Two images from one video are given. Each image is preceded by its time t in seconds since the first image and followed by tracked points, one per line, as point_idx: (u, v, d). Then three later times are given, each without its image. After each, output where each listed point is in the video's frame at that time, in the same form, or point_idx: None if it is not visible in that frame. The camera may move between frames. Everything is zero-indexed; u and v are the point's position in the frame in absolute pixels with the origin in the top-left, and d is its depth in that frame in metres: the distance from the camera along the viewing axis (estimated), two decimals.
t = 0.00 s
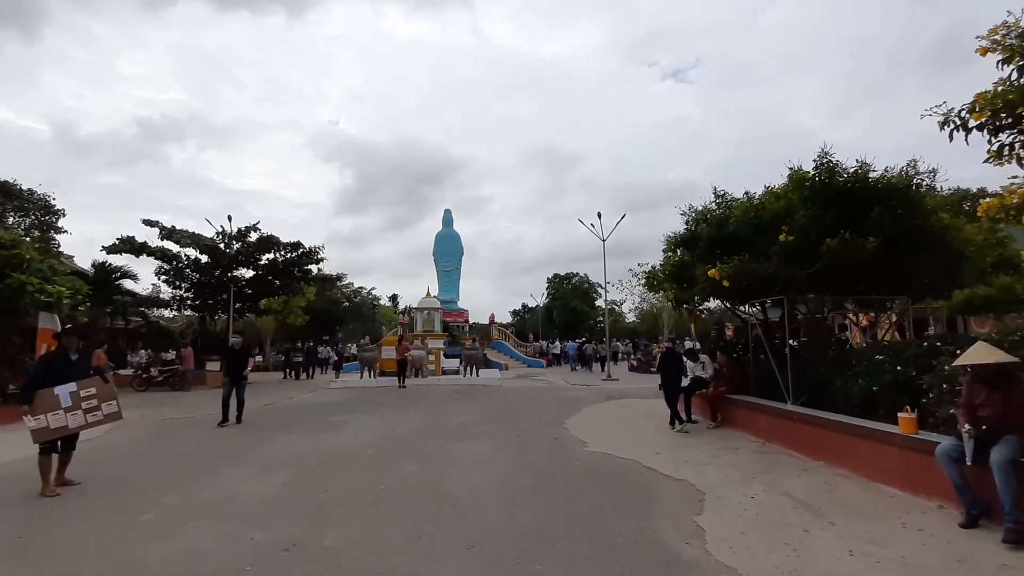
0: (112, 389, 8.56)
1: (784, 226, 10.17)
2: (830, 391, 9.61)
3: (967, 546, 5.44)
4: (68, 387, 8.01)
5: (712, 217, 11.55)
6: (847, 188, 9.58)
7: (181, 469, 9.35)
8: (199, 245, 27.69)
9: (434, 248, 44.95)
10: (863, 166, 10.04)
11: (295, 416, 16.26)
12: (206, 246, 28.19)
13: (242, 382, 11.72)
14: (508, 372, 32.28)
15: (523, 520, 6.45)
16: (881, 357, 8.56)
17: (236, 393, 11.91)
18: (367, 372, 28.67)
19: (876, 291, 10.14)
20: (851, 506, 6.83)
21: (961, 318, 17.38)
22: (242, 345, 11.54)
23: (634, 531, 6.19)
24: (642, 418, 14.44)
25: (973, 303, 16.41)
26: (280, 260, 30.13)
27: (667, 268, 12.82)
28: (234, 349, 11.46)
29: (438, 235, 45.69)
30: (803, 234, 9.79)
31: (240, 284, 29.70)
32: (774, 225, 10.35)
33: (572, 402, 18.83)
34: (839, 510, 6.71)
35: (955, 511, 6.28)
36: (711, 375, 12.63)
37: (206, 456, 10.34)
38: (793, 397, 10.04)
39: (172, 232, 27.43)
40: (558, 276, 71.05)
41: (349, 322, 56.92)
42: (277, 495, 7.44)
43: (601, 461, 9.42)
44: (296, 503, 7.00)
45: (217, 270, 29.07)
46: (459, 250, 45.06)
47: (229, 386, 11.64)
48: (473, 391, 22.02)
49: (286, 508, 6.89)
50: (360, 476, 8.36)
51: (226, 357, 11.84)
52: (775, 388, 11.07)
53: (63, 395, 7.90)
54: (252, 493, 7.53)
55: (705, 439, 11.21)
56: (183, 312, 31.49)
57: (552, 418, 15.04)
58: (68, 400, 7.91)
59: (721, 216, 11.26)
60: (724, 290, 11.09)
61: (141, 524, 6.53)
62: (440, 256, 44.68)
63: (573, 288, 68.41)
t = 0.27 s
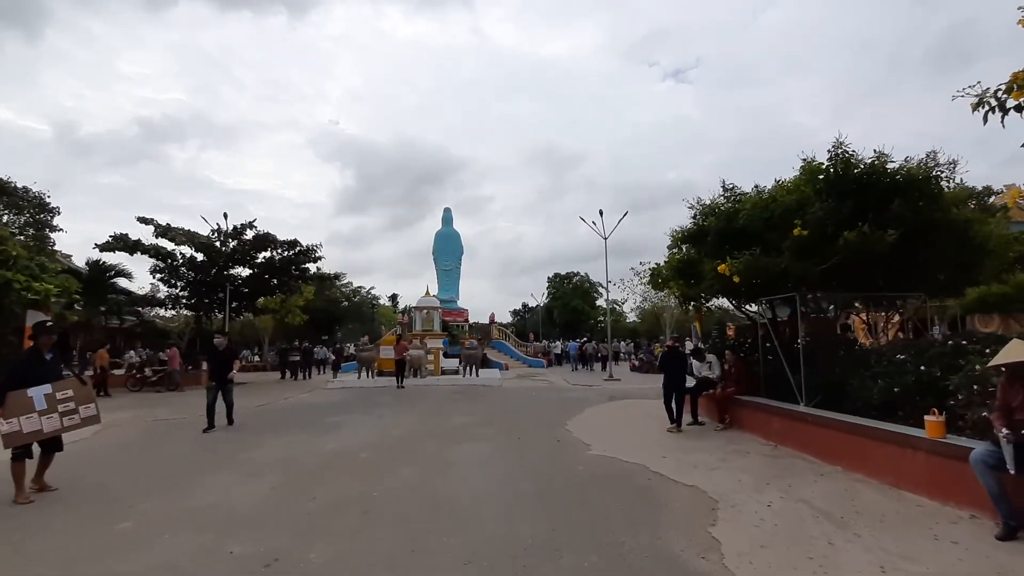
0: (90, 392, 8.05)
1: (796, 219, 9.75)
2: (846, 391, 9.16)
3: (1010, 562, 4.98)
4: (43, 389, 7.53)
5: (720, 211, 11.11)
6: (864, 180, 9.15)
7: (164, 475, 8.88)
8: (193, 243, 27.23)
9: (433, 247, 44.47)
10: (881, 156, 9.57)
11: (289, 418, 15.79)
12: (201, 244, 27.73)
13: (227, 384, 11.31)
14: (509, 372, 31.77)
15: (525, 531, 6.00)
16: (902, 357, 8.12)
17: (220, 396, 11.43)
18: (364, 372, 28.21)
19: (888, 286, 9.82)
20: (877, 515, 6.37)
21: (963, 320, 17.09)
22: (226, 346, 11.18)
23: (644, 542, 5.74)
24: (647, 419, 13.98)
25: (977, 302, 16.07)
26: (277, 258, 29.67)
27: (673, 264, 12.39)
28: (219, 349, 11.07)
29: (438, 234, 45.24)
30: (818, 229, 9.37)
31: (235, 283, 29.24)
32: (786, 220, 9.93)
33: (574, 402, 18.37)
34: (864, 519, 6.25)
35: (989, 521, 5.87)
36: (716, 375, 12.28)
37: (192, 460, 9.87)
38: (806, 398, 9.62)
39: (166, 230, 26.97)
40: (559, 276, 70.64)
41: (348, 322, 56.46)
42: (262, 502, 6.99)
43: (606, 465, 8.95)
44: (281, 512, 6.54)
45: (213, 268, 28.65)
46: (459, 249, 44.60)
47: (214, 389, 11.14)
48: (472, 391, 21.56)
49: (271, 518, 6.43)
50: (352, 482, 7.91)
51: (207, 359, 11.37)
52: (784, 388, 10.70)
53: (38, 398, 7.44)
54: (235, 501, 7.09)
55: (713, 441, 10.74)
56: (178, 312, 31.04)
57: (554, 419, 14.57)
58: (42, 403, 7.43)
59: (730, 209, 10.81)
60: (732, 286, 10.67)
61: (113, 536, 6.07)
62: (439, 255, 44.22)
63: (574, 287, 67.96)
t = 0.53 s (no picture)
0: (60, 397, 7.66)
1: (809, 213, 9.30)
2: (862, 395, 8.70)
3: None
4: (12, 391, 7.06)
5: (729, 205, 10.66)
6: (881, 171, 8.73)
7: (143, 483, 8.42)
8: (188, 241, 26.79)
9: (433, 246, 44.00)
10: (899, 147, 9.11)
11: (281, 420, 15.31)
12: (196, 242, 27.28)
13: (210, 387, 10.84)
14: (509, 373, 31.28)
15: (524, 548, 5.54)
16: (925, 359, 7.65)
17: (202, 399, 10.94)
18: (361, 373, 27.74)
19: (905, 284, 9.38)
20: (904, 530, 5.90)
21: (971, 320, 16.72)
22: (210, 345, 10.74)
23: (651, 560, 5.28)
24: (651, 423, 13.48)
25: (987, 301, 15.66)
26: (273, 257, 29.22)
27: (678, 261, 11.94)
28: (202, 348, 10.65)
29: (437, 233, 44.78)
30: (832, 223, 8.95)
31: (230, 282, 28.79)
32: (798, 214, 9.48)
33: (575, 404, 17.88)
34: (890, 535, 5.78)
35: None
36: (722, 376, 11.86)
37: (175, 467, 9.41)
38: (819, 402, 9.16)
39: (161, 228, 26.52)
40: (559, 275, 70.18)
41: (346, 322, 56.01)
42: (240, 517, 6.52)
43: (609, 473, 8.49)
44: (262, 527, 6.07)
45: (208, 267, 28.20)
46: (458, 249, 44.12)
47: (196, 393, 10.64)
48: (472, 392, 21.09)
49: (249, 534, 5.97)
50: (340, 491, 7.45)
51: (186, 359, 10.91)
52: (795, 390, 10.26)
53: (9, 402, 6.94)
54: (211, 515, 6.61)
55: (721, 447, 10.27)
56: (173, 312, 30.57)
57: (554, 423, 14.09)
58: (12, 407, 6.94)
59: (740, 203, 10.36)
60: (742, 283, 10.22)
61: (77, 553, 5.61)
62: (439, 254, 43.75)
63: (575, 287, 67.52)
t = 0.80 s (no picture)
0: (17, 399, 7.15)
1: (824, 207, 8.85)
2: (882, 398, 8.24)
3: None
4: None
5: (738, 199, 10.21)
6: (901, 162, 8.28)
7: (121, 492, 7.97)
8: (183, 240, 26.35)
9: (433, 245, 43.58)
10: (921, 136, 8.65)
11: (275, 423, 14.87)
12: (191, 241, 26.85)
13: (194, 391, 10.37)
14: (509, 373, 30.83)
15: (524, 566, 5.09)
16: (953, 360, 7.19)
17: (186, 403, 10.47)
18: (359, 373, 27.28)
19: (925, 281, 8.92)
20: (937, 545, 5.43)
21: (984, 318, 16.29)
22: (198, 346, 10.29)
23: None
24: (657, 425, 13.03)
25: (1001, 299, 15.22)
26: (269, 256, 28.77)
27: (685, 258, 11.49)
28: (188, 351, 10.20)
29: (437, 231, 44.36)
30: (849, 216, 8.52)
31: (226, 281, 28.33)
32: (812, 207, 9.03)
33: (577, 406, 17.42)
34: (923, 552, 5.31)
35: None
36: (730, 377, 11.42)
37: (158, 474, 8.95)
38: (836, 405, 8.70)
39: (155, 226, 26.09)
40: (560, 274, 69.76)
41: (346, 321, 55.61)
42: (221, 529, 6.06)
43: (615, 481, 8.02)
44: (240, 542, 5.62)
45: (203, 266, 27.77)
46: (458, 248, 43.68)
47: (179, 397, 10.18)
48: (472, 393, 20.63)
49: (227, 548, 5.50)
50: (329, 501, 6.99)
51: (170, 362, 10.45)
52: (809, 393, 9.79)
53: None
54: (189, 527, 6.15)
55: (731, 451, 9.81)
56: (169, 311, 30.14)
57: (556, 425, 13.63)
58: None
59: (750, 197, 9.90)
60: (753, 281, 9.77)
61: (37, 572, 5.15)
62: (439, 253, 43.31)
63: (576, 286, 67.10)
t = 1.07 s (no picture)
0: None
1: (841, 199, 8.39)
2: (903, 401, 7.79)
3: None
4: None
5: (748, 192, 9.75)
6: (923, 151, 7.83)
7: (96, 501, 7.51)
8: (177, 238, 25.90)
9: (433, 244, 43.16)
10: (942, 124, 8.20)
11: (266, 426, 14.40)
12: (186, 239, 26.40)
13: (175, 395, 9.88)
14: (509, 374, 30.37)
15: None
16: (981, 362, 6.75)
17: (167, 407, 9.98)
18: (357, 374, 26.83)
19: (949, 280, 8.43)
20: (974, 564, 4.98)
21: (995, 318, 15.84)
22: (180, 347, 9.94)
23: None
24: (662, 429, 12.57)
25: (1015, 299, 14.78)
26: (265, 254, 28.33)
27: (691, 254, 11.02)
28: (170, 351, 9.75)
29: (436, 230, 43.94)
30: (867, 209, 8.08)
31: (222, 280, 27.88)
32: (827, 199, 8.58)
33: (579, 408, 16.96)
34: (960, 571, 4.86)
35: None
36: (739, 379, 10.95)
37: (137, 481, 8.49)
38: (853, 409, 8.25)
39: (149, 224, 25.65)
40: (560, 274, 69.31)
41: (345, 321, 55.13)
42: (195, 545, 5.58)
43: (620, 489, 7.56)
44: (216, 559, 5.18)
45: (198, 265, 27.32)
46: (458, 247, 43.26)
47: (159, 401, 9.69)
48: (472, 395, 20.16)
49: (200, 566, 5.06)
50: (316, 512, 6.54)
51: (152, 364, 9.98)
52: (824, 395, 9.32)
53: None
54: (162, 542, 5.69)
55: (741, 457, 9.34)
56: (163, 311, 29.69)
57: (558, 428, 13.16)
58: None
59: (761, 190, 9.44)
60: (764, 277, 9.30)
61: None
62: (438, 252, 42.88)
63: (576, 285, 66.68)
